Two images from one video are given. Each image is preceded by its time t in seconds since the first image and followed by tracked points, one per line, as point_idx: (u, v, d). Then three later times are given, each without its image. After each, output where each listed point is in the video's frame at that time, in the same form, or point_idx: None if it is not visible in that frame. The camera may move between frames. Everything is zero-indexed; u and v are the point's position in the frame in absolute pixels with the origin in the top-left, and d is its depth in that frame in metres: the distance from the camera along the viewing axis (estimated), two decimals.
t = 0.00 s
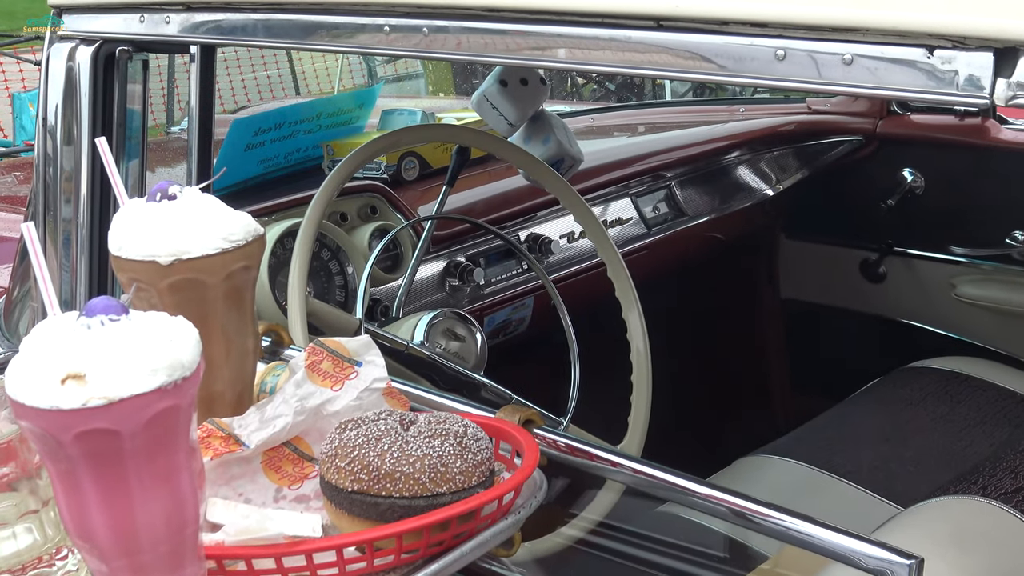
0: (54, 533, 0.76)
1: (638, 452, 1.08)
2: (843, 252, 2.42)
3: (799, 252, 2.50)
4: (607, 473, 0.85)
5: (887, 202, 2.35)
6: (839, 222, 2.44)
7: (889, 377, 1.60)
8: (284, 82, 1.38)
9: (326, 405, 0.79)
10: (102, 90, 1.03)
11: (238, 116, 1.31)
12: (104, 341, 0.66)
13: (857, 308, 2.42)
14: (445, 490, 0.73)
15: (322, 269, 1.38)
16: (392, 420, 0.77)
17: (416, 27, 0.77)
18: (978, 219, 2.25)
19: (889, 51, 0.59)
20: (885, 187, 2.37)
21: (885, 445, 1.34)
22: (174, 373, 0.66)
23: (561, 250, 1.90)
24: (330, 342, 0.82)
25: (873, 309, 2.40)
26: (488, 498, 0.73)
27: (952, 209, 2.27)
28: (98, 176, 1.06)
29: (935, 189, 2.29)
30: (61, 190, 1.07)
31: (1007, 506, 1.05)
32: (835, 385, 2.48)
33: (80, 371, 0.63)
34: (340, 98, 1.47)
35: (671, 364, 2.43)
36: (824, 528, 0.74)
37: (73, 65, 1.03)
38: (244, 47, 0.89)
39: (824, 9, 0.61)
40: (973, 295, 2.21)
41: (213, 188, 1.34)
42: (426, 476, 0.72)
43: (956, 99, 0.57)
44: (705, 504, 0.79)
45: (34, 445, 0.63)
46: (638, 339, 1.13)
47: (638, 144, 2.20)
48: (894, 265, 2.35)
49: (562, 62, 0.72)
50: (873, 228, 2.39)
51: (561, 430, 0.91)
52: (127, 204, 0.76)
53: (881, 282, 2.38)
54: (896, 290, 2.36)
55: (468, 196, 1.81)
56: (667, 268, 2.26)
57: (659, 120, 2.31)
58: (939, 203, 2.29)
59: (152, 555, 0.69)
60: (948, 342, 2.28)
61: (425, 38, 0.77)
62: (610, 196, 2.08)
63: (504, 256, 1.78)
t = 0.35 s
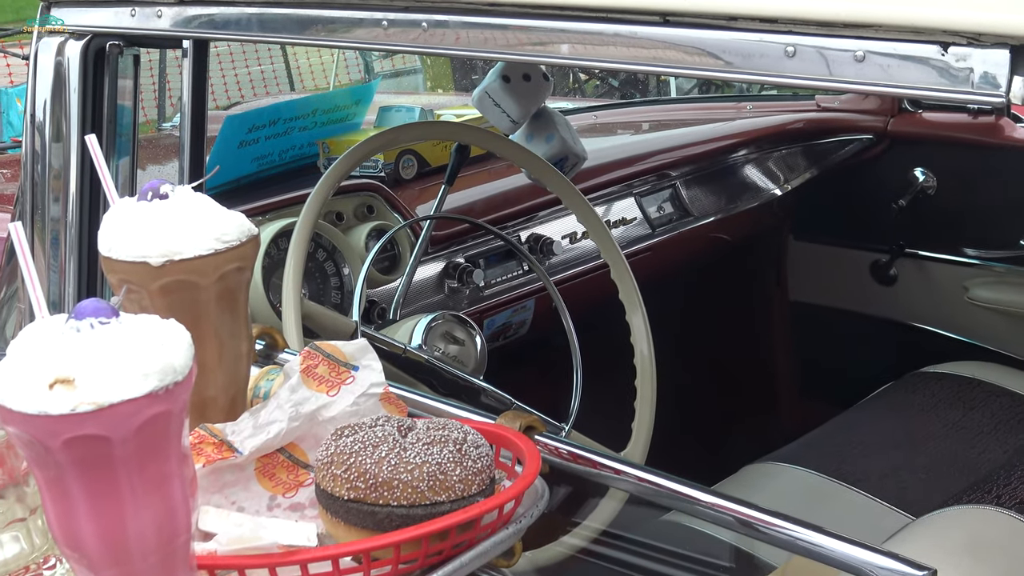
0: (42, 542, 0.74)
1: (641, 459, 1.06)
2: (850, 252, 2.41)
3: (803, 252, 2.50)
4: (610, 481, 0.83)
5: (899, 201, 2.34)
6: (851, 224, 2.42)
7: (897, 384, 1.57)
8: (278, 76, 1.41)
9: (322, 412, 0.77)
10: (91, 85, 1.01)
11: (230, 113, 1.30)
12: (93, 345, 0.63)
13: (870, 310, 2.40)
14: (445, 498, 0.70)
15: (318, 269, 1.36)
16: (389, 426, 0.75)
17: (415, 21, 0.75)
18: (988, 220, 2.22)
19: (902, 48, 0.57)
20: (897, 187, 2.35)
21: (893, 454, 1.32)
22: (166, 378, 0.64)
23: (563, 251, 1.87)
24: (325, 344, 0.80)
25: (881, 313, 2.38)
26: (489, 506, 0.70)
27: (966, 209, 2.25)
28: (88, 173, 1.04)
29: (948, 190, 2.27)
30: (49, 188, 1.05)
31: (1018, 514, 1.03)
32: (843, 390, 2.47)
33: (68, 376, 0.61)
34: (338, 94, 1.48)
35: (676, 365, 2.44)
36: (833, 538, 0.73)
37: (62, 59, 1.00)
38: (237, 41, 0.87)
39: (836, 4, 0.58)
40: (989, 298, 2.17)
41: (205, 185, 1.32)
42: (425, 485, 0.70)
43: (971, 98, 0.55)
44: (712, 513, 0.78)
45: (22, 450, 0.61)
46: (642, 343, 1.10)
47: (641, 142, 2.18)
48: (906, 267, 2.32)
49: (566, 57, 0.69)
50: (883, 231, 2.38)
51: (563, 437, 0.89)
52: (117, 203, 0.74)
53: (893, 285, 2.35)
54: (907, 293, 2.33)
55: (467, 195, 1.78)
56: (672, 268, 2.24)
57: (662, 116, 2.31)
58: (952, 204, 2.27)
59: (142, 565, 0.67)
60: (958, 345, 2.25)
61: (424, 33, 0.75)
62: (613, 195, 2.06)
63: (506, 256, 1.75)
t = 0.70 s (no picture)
0: (28, 551, 0.73)
1: (643, 466, 1.04)
2: (856, 254, 2.39)
3: (811, 254, 2.46)
4: (612, 489, 0.81)
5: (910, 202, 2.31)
6: (860, 226, 2.40)
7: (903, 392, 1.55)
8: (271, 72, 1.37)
9: (316, 417, 0.75)
10: (80, 80, 1.00)
11: (222, 109, 1.29)
12: (82, 349, 0.61)
13: (875, 315, 2.37)
14: (443, 507, 0.68)
15: (312, 270, 1.34)
16: (386, 432, 0.73)
17: (413, 17, 0.73)
18: (999, 223, 2.23)
19: (913, 47, 0.55)
20: (907, 189, 2.34)
21: (898, 465, 1.30)
22: (157, 383, 0.61)
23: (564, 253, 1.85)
24: (320, 348, 0.77)
25: (885, 317, 2.35)
26: (489, 515, 0.68)
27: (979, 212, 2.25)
28: (76, 172, 1.03)
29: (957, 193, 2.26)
30: (37, 187, 1.03)
31: None
32: (850, 393, 2.41)
33: (56, 381, 0.59)
34: (331, 91, 1.44)
35: (678, 371, 2.42)
36: (837, 550, 0.72)
37: (49, 55, 0.99)
38: (230, 36, 0.85)
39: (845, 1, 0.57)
40: (1000, 302, 2.15)
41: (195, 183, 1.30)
42: (422, 493, 0.68)
43: (984, 98, 0.53)
44: (717, 523, 0.76)
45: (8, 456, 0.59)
46: (646, 349, 1.08)
47: (644, 141, 2.16)
48: (916, 270, 2.30)
49: (567, 55, 0.67)
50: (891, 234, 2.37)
51: (563, 445, 0.87)
52: (108, 203, 0.72)
53: (902, 288, 2.32)
54: (916, 296, 2.31)
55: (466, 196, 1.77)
56: (676, 270, 2.22)
57: (665, 114, 2.29)
58: (962, 205, 2.26)
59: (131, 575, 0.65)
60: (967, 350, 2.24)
61: (422, 30, 0.73)
62: (615, 196, 2.04)
63: (506, 258, 1.74)
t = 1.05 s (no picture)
0: (19, 558, 0.72)
1: (649, 472, 1.02)
2: (864, 256, 2.39)
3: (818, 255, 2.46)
4: (617, 495, 0.79)
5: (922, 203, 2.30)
6: (870, 228, 2.39)
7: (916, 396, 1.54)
8: (266, 68, 1.37)
9: (313, 421, 0.73)
10: (71, 76, 0.98)
11: (216, 106, 1.28)
12: (77, 351, 0.59)
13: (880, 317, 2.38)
14: (444, 513, 0.67)
15: (310, 272, 1.33)
16: (384, 437, 0.71)
17: (413, 12, 0.71)
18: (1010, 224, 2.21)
19: (925, 43, 0.54)
20: (918, 189, 2.32)
21: (904, 472, 1.29)
22: (151, 386, 0.60)
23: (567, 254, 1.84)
24: (318, 352, 0.76)
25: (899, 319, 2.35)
26: (491, 521, 0.67)
27: (994, 212, 2.23)
28: (67, 170, 1.02)
29: (971, 197, 2.25)
30: (27, 185, 1.02)
31: None
32: (852, 395, 2.43)
33: (49, 384, 0.56)
34: (329, 87, 1.44)
35: (681, 374, 2.38)
36: (847, 559, 0.70)
37: (40, 50, 0.96)
38: (225, 31, 0.84)
39: None
40: (1013, 305, 2.15)
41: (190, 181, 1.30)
42: (423, 499, 0.66)
43: (998, 96, 0.52)
44: (724, 531, 0.74)
45: None
46: (650, 351, 1.06)
47: (649, 139, 2.14)
48: (928, 273, 2.30)
49: (570, 51, 0.65)
50: (905, 235, 2.35)
51: (566, 450, 0.85)
52: (100, 202, 0.71)
53: (914, 290, 2.32)
54: (930, 299, 2.30)
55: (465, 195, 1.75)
56: (682, 272, 2.20)
57: (671, 112, 2.26)
58: (976, 206, 2.25)
59: None
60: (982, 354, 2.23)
61: (421, 25, 0.71)
62: (619, 195, 2.02)
63: (507, 259, 1.72)
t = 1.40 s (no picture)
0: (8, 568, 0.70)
1: (654, 481, 1.00)
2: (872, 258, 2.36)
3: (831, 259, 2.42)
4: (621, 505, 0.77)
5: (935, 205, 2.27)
6: (876, 229, 2.36)
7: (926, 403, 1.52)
8: (260, 65, 1.35)
9: (310, 428, 0.71)
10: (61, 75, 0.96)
11: (209, 104, 1.26)
12: (68, 359, 0.56)
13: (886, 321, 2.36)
14: (445, 524, 0.65)
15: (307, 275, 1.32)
16: (384, 445, 0.69)
17: (413, 9, 0.70)
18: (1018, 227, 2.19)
19: (938, 41, 0.52)
20: (931, 192, 2.30)
21: (911, 482, 1.28)
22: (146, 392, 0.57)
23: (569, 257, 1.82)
24: (315, 358, 0.73)
25: (907, 324, 2.33)
26: (494, 531, 0.65)
27: (1005, 215, 2.21)
28: (57, 169, 1.00)
29: (985, 200, 2.23)
30: (16, 186, 1.00)
31: None
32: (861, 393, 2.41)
33: (40, 390, 0.54)
34: (324, 86, 1.44)
35: (687, 374, 2.36)
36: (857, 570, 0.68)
37: (30, 48, 0.95)
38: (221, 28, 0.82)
39: None
40: None
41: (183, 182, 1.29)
42: (423, 508, 0.64)
43: (1013, 95, 0.50)
44: (730, 541, 0.72)
45: None
46: (655, 358, 1.04)
47: (653, 138, 2.12)
48: (940, 275, 2.27)
49: (574, 49, 0.64)
50: (918, 236, 2.31)
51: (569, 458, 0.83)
52: (92, 203, 0.69)
53: (926, 293, 2.29)
54: (942, 302, 2.27)
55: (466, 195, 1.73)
56: (687, 275, 2.18)
57: (677, 111, 2.23)
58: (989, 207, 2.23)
59: None
60: (991, 358, 2.21)
61: (421, 22, 0.69)
62: (623, 197, 2.01)
63: (507, 262, 1.70)
